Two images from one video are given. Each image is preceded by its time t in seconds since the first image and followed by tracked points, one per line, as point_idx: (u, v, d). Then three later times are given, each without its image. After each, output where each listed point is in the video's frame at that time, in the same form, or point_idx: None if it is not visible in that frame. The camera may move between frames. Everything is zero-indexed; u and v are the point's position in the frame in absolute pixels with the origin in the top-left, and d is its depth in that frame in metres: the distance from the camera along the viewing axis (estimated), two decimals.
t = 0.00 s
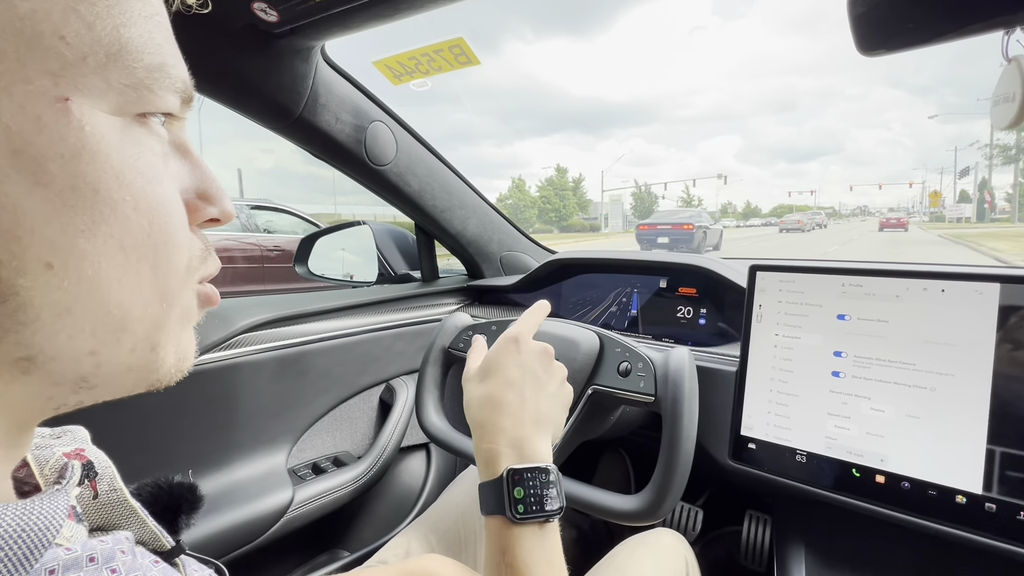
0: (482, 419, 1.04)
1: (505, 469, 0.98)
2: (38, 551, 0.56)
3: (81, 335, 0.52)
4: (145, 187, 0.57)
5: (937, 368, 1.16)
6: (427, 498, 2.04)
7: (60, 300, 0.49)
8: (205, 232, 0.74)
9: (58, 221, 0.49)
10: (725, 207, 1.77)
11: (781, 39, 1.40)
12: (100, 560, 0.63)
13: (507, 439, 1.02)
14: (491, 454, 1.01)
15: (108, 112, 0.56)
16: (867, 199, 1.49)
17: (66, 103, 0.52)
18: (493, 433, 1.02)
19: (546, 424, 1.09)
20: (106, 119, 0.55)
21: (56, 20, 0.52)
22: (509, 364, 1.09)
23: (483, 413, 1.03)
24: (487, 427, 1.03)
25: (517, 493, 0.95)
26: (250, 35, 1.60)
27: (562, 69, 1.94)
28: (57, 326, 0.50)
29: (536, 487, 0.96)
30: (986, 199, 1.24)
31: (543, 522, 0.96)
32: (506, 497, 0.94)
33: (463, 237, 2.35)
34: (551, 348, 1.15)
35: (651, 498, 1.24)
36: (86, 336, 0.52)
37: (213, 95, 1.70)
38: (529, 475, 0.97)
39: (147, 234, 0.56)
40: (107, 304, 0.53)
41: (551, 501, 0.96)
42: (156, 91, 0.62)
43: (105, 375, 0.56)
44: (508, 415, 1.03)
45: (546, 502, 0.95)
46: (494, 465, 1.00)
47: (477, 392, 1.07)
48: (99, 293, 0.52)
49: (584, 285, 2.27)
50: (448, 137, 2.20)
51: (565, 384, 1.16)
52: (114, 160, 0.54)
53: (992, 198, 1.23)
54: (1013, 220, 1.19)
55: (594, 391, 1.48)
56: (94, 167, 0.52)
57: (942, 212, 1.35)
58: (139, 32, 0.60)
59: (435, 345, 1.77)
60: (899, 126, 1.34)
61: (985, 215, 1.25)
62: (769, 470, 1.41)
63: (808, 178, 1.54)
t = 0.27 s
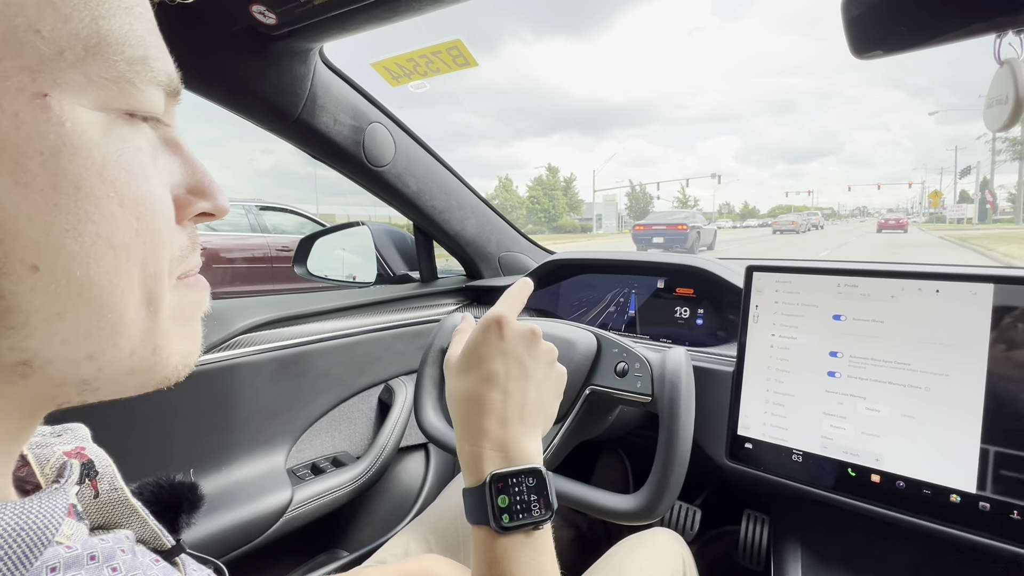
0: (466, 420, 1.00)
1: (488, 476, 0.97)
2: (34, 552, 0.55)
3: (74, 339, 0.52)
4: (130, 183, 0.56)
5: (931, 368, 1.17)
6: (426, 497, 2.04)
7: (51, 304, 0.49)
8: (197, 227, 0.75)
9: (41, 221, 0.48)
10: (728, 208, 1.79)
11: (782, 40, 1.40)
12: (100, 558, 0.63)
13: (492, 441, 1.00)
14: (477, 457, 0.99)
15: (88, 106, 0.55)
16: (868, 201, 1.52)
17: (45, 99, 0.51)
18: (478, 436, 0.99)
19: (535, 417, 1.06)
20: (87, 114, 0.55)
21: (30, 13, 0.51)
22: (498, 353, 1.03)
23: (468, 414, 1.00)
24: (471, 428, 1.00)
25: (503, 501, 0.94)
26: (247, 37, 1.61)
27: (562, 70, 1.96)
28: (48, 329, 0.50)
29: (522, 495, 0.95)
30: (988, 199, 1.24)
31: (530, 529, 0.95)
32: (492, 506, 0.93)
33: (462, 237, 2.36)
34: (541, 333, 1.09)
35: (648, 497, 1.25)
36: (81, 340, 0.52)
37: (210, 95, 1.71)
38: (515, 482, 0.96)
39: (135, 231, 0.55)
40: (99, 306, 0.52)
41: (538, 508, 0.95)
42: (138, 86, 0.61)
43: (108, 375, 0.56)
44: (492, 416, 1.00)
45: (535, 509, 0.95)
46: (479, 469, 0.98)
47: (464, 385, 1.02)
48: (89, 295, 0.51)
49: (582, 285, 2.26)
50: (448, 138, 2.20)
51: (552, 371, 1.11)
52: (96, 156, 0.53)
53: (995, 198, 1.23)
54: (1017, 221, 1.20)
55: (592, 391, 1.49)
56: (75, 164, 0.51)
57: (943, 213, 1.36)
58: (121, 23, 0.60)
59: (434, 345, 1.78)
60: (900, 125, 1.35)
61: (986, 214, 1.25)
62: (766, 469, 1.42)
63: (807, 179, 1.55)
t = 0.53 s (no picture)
0: (455, 415, 0.94)
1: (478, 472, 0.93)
2: (26, 547, 0.56)
3: (58, 338, 0.51)
4: (118, 174, 0.54)
5: (932, 370, 1.17)
6: (423, 499, 2.03)
7: (35, 300, 0.48)
8: (194, 218, 0.75)
9: (24, 214, 0.47)
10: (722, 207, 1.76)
11: (781, 44, 1.40)
12: (93, 557, 0.62)
13: (483, 438, 0.94)
14: (469, 453, 0.95)
15: (77, 97, 0.54)
16: (867, 203, 1.50)
17: (28, 88, 0.50)
18: (467, 433, 0.94)
19: (532, 403, 0.98)
20: (77, 106, 0.53)
21: None
22: (490, 337, 0.93)
23: (455, 409, 0.94)
24: (462, 424, 0.94)
25: (494, 501, 0.92)
26: (245, 35, 1.60)
27: (561, 71, 1.98)
28: (31, 328, 0.49)
29: (513, 492, 0.93)
30: (991, 201, 1.21)
31: (524, 526, 0.94)
32: (482, 505, 0.91)
33: (461, 238, 2.34)
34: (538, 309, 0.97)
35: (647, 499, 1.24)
36: (65, 338, 0.52)
37: (207, 94, 1.70)
38: (506, 479, 0.93)
39: (123, 226, 0.54)
40: (85, 302, 0.52)
41: (531, 505, 0.93)
42: (127, 76, 0.60)
43: (90, 383, 0.56)
44: (480, 411, 0.93)
45: (528, 506, 0.93)
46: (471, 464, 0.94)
47: (453, 372, 0.94)
48: (76, 292, 0.51)
49: (580, 286, 2.25)
50: (447, 139, 2.16)
51: (547, 351, 0.99)
52: (83, 148, 0.52)
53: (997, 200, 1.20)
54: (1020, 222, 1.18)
55: (590, 392, 1.48)
56: (61, 155, 0.50)
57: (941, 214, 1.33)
58: (108, 10, 0.58)
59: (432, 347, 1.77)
60: (898, 128, 1.33)
61: (989, 216, 1.23)
62: (765, 471, 1.41)
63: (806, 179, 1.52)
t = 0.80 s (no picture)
0: (485, 411, 1.02)
1: (500, 468, 0.98)
2: (20, 553, 0.56)
3: (40, 341, 0.50)
4: (103, 178, 0.54)
5: (928, 372, 1.17)
6: (422, 500, 2.04)
7: (14, 304, 0.48)
8: (186, 222, 0.75)
9: (4, 216, 0.47)
10: (720, 210, 1.76)
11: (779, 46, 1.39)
12: (87, 562, 0.61)
13: (508, 433, 1.01)
14: (492, 448, 1.01)
15: (62, 98, 0.53)
16: (863, 204, 1.50)
17: (10, 90, 0.49)
18: (494, 427, 1.01)
19: (554, 404, 1.07)
20: (62, 107, 0.53)
21: None
22: (516, 339, 1.07)
23: (486, 405, 1.03)
24: (489, 420, 1.02)
25: (515, 495, 0.95)
26: (246, 38, 1.62)
27: (560, 72, 1.97)
28: (14, 330, 0.49)
29: (535, 488, 0.96)
30: (992, 202, 1.22)
31: (543, 525, 0.95)
32: (504, 498, 0.94)
33: (459, 239, 2.35)
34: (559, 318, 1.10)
35: (644, 500, 1.24)
36: (46, 342, 0.51)
37: (206, 96, 1.71)
38: (528, 475, 0.97)
39: (107, 229, 0.54)
40: (67, 307, 0.51)
41: (551, 503, 0.95)
42: (115, 77, 0.60)
43: (74, 381, 0.55)
44: (509, 407, 1.02)
45: (547, 503, 0.95)
46: (494, 458, 1.00)
47: (484, 372, 1.06)
48: (58, 296, 0.50)
49: (580, 288, 2.24)
50: (447, 140, 2.20)
51: (572, 357, 1.11)
52: (67, 150, 0.52)
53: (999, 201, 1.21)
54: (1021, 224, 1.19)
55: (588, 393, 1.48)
56: (43, 159, 0.50)
57: (941, 216, 1.32)
58: (96, 11, 0.58)
59: (430, 348, 1.77)
60: (897, 130, 1.33)
61: (991, 218, 1.24)
62: (762, 472, 1.42)
63: (805, 182, 1.55)
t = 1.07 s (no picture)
0: (476, 409, 1.04)
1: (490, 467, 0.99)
2: (20, 555, 0.56)
3: (53, 341, 0.50)
4: (112, 179, 0.54)
5: (925, 375, 1.17)
6: (420, 503, 2.04)
7: (27, 305, 0.48)
8: (190, 225, 0.76)
9: (15, 218, 0.47)
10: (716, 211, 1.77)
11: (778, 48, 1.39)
12: (86, 564, 0.61)
13: (499, 430, 1.02)
14: (483, 446, 1.02)
15: (71, 103, 0.53)
16: (862, 207, 1.51)
17: (21, 94, 0.49)
18: (485, 425, 1.02)
19: (544, 402, 1.08)
20: (70, 112, 0.53)
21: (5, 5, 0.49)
22: (508, 337, 1.07)
23: (477, 403, 1.04)
24: (480, 417, 1.03)
25: (506, 493, 0.94)
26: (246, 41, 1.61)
27: (560, 76, 2.03)
28: (26, 331, 0.49)
29: (525, 486, 0.95)
30: (996, 205, 1.19)
31: (535, 522, 0.94)
32: (494, 496, 0.94)
33: (457, 243, 2.35)
34: (553, 312, 1.09)
35: (641, 503, 1.24)
36: (60, 342, 0.51)
37: (207, 99, 1.72)
38: (518, 474, 0.97)
39: (116, 230, 0.54)
40: (81, 308, 0.51)
41: (543, 500, 0.94)
42: (123, 83, 0.60)
43: (87, 377, 0.55)
44: (500, 405, 1.03)
45: (539, 501, 0.94)
46: (485, 457, 1.01)
47: (475, 370, 1.07)
48: (70, 297, 0.50)
49: (579, 290, 2.24)
50: (448, 142, 2.21)
51: (564, 356, 1.12)
52: (77, 153, 0.52)
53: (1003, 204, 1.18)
54: None
55: (586, 396, 1.48)
56: (53, 161, 0.49)
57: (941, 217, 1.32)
58: (106, 18, 0.58)
59: (428, 350, 1.77)
60: (896, 133, 1.36)
61: (994, 220, 1.21)
62: (760, 475, 1.42)
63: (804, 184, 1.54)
